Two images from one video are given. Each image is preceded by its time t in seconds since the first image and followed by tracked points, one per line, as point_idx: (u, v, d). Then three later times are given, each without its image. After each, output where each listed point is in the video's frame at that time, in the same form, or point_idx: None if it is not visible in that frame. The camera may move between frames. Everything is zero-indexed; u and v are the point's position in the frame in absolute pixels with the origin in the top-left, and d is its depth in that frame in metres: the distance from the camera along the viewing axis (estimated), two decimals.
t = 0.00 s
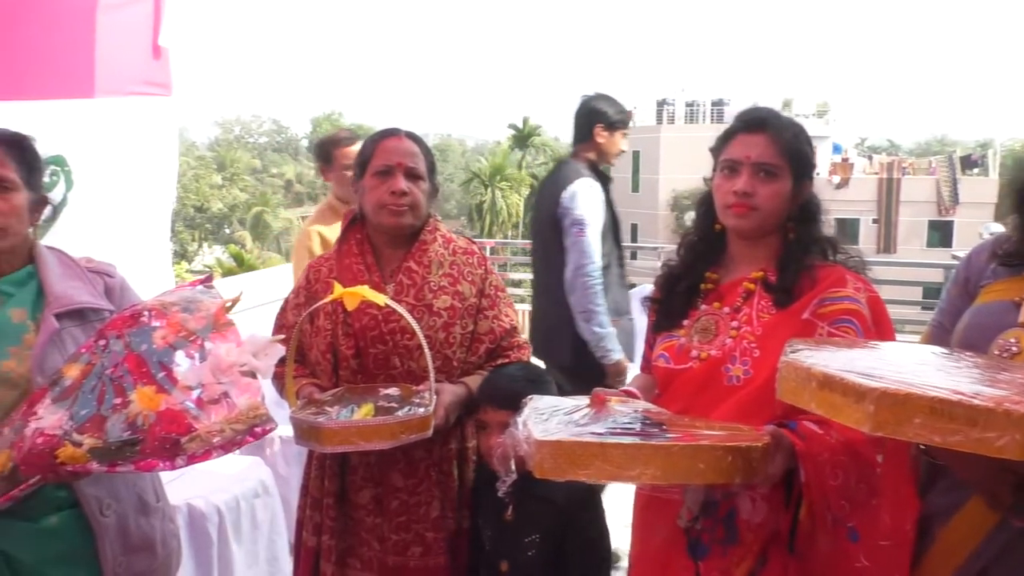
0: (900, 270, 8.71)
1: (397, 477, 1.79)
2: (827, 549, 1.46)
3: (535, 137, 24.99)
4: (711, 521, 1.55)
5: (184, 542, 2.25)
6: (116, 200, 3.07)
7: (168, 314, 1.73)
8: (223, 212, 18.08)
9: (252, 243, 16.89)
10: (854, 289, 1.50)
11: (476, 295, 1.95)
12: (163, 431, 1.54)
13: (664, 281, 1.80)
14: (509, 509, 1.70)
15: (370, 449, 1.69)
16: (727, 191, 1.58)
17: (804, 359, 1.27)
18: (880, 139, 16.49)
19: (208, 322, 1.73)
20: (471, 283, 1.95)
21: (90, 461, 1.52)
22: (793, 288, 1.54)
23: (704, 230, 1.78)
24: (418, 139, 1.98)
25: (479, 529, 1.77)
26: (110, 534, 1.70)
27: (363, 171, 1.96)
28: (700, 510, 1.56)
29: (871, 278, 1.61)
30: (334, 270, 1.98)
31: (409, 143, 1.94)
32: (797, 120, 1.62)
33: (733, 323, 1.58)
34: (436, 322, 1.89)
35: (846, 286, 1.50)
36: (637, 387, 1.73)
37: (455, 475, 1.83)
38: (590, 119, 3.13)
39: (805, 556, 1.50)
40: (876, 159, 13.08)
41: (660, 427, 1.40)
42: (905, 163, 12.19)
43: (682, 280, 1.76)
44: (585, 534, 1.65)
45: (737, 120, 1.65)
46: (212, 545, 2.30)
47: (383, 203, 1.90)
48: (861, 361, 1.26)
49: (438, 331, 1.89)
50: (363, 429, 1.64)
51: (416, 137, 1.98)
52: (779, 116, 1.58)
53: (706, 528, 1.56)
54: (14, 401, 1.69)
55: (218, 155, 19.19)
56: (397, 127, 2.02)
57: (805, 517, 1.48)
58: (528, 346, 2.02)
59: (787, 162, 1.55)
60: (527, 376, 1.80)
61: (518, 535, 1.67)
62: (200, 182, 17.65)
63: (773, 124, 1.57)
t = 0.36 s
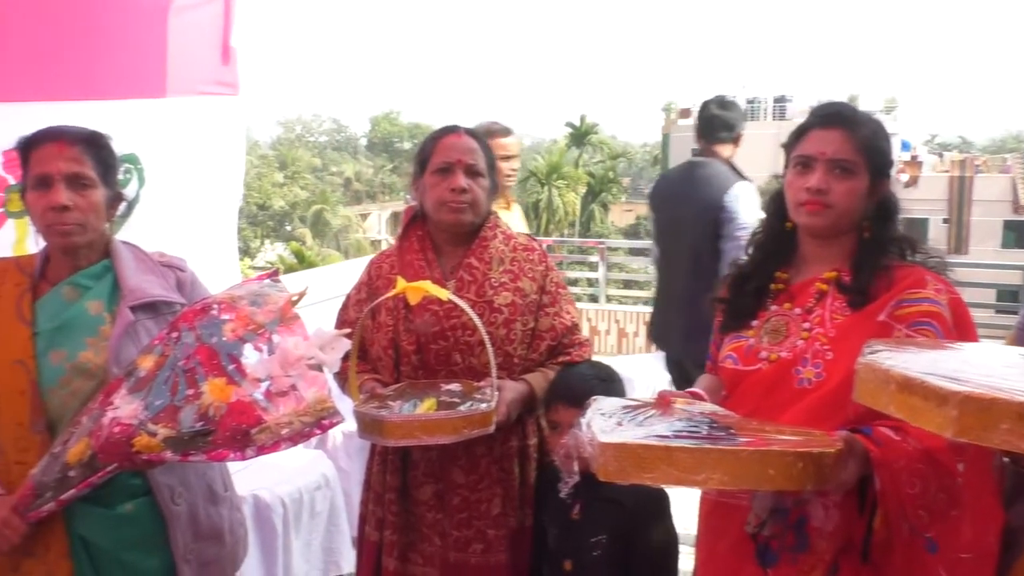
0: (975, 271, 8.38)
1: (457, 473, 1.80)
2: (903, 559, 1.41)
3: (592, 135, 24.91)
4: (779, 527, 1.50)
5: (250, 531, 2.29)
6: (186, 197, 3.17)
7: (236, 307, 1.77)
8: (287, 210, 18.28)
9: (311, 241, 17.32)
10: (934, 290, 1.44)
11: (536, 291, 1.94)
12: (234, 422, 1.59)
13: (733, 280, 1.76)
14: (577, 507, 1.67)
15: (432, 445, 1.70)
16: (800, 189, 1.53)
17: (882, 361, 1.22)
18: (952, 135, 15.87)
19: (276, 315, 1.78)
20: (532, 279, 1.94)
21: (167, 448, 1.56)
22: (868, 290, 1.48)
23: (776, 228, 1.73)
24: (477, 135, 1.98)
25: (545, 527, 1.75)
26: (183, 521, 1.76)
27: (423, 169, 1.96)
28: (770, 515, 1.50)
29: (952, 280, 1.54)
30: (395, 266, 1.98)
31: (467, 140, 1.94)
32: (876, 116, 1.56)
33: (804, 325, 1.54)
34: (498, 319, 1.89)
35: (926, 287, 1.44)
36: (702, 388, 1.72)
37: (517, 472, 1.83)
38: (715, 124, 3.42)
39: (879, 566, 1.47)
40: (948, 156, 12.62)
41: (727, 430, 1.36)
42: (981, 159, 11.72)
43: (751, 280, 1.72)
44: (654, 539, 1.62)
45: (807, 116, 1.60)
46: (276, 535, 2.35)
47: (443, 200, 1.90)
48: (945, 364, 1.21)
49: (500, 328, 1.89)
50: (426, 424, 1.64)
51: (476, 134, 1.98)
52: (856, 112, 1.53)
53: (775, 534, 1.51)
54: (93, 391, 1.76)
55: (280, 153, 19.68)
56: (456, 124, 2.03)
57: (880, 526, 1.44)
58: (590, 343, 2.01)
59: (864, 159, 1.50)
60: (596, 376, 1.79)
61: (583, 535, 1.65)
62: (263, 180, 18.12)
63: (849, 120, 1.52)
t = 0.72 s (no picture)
0: None
1: (521, 467, 1.83)
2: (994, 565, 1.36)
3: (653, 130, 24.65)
4: (861, 533, 1.44)
5: (316, 518, 2.34)
6: (254, 190, 3.25)
7: (303, 297, 1.79)
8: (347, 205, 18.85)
9: (372, 234, 17.62)
10: None
11: (601, 285, 1.91)
12: (301, 411, 1.61)
13: (808, 276, 1.70)
14: (653, 506, 1.67)
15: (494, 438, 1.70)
16: (881, 182, 1.47)
17: (987, 353, 1.16)
18: None
19: (342, 306, 1.80)
20: (597, 272, 1.91)
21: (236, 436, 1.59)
22: (955, 287, 1.41)
23: (854, 223, 1.66)
24: (540, 127, 1.96)
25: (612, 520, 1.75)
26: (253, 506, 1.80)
27: (485, 161, 1.96)
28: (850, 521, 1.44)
29: None
30: (459, 259, 1.97)
31: (530, 132, 1.93)
32: (964, 106, 1.49)
33: (885, 322, 1.48)
34: (561, 312, 1.86)
35: (1018, 285, 1.37)
36: (774, 386, 1.68)
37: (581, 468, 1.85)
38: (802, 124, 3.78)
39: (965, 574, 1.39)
40: None
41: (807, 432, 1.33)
42: None
43: (827, 275, 1.66)
44: (729, 543, 1.60)
45: (888, 108, 1.53)
46: (339, 524, 2.38)
47: (506, 193, 1.89)
48: None
49: (564, 321, 1.86)
50: (489, 417, 1.64)
51: (539, 126, 1.96)
52: (943, 103, 1.46)
53: (856, 540, 1.45)
54: (168, 376, 1.80)
55: (344, 148, 20.08)
56: (518, 117, 2.01)
57: (967, 534, 1.36)
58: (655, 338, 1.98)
59: (950, 151, 1.43)
60: (660, 364, 1.84)
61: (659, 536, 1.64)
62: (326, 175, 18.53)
63: (935, 111, 1.45)
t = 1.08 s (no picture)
0: None
1: (567, 465, 1.82)
2: None
3: (699, 126, 24.37)
4: (922, 542, 1.41)
5: (361, 511, 2.36)
6: (302, 184, 3.28)
7: (351, 292, 1.80)
8: (393, 199, 18.81)
9: (415, 229, 17.74)
10: None
11: (649, 281, 1.89)
12: (348, 406, 1.61)
13: (866, 276, 1.65)
14: (703, 509, 1.69)
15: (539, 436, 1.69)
16: (945, 180, 1.42)
17: None
18: None
19: (389, 301, 1.80)
20: (645, 269, 1.89)
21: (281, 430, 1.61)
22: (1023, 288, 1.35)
23: (915, 221, 1.61)
24: (588, 123, 1.93)
25: (661, 528, 1.75)
26: (300, 499, 1.82)
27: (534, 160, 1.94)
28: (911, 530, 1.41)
29: None
30: (505, 255, 1.96)
31: (578, 129, 1.91)
32: None
33: (947, 324, 1.42)
34: (608, 309, 1.84)
35: None
36: (830, 390, 1.70)
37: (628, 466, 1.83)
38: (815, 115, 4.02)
39: None
40: None
41: (868, 441, 1.32)
42: None
43: (886, 275, 1.61)
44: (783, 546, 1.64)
45: (953, 103, 1.48)
46: (383, 517, 2.40)
47: (553, 190, 1.87)
48: None
49: (611, 318, 1.84)
50: (535, 415, 1.64)
51: (586, 121, 1.93)
52: (1012, 98, 1.40)
53: (917, 550, 1.42)
54: (219, 365, 1.82)
55: (387, 144, 20.26)
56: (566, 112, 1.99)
57: None
58: (705, 336, 1.94)
59: (1020, 148, 1.37)
60: (738, 366, 1.87)
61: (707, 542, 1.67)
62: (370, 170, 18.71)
63: (1004, 106, 1.39)
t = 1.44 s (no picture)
0: None
1: (607, 467, 1.80)
2: None
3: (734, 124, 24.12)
4: (976, 552, 1.37)
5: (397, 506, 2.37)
6: (341, 181, 3.31)
7: (391, 289, 1.80)
8: (428, 197, 19.20)
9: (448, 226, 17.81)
10: None
11: (692, 281, 1.86)
12: (389, 403, 1.61)
13: (920, 278, 1.61)
14: (749, 514, 1.68)
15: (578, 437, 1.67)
16: (1003, 180, 1.37)
17: None
18: None
19: (431, 298, 1.79)
20: (688, 268, 1.86)
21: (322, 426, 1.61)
22: None
23: (971, 223, 1.57)
24: (629, 119, 1.90)
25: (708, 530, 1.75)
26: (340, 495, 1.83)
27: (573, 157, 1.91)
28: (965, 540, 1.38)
29: None
30: (546, 253, 1.95)
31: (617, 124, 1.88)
32: None
33: (1005, 329, 1.38)
34: (650, 308, 1.81)
35: None
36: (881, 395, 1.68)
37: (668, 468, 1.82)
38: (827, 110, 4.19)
39: None
40: None
41: (916, 447, 1.30)
42: None
43: (941, 278, 1.57)
44: (836, 552, 1.61)
45: (1013, 99, 1.43)
46: (420, 514, 2.41)
47: (592, 187, 1.85)
48: None
49: (652, 318, 1.81)
50: (575, 416, 1.62)
51: (627, 117, 1.90)
52: None
53: (971, 560, 1.38)
54: (261, 362, 1.84)
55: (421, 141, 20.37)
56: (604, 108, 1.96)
57: None
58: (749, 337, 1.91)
59: None
60: (784, 372, 1.83)
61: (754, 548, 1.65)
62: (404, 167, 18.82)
63: None
